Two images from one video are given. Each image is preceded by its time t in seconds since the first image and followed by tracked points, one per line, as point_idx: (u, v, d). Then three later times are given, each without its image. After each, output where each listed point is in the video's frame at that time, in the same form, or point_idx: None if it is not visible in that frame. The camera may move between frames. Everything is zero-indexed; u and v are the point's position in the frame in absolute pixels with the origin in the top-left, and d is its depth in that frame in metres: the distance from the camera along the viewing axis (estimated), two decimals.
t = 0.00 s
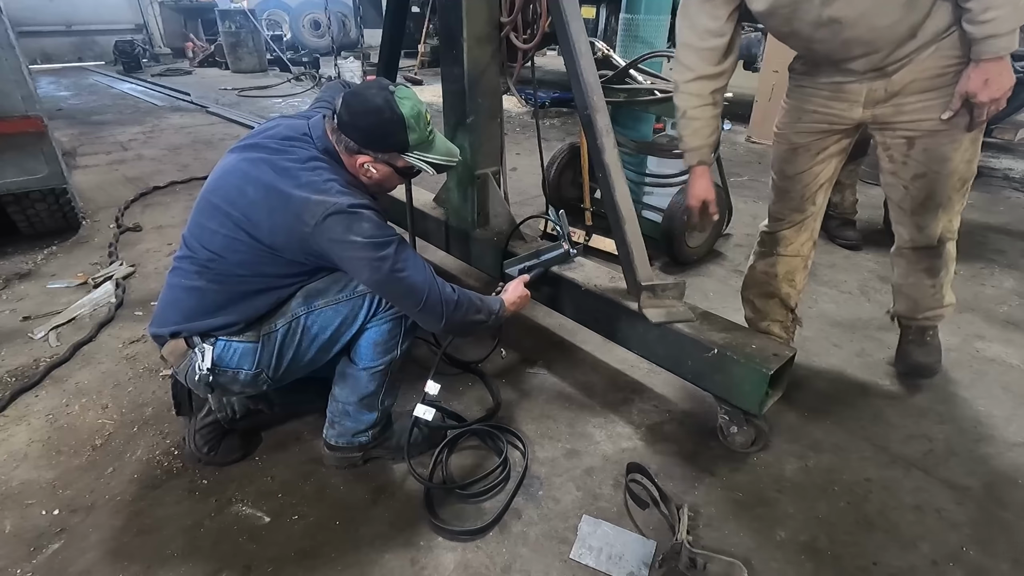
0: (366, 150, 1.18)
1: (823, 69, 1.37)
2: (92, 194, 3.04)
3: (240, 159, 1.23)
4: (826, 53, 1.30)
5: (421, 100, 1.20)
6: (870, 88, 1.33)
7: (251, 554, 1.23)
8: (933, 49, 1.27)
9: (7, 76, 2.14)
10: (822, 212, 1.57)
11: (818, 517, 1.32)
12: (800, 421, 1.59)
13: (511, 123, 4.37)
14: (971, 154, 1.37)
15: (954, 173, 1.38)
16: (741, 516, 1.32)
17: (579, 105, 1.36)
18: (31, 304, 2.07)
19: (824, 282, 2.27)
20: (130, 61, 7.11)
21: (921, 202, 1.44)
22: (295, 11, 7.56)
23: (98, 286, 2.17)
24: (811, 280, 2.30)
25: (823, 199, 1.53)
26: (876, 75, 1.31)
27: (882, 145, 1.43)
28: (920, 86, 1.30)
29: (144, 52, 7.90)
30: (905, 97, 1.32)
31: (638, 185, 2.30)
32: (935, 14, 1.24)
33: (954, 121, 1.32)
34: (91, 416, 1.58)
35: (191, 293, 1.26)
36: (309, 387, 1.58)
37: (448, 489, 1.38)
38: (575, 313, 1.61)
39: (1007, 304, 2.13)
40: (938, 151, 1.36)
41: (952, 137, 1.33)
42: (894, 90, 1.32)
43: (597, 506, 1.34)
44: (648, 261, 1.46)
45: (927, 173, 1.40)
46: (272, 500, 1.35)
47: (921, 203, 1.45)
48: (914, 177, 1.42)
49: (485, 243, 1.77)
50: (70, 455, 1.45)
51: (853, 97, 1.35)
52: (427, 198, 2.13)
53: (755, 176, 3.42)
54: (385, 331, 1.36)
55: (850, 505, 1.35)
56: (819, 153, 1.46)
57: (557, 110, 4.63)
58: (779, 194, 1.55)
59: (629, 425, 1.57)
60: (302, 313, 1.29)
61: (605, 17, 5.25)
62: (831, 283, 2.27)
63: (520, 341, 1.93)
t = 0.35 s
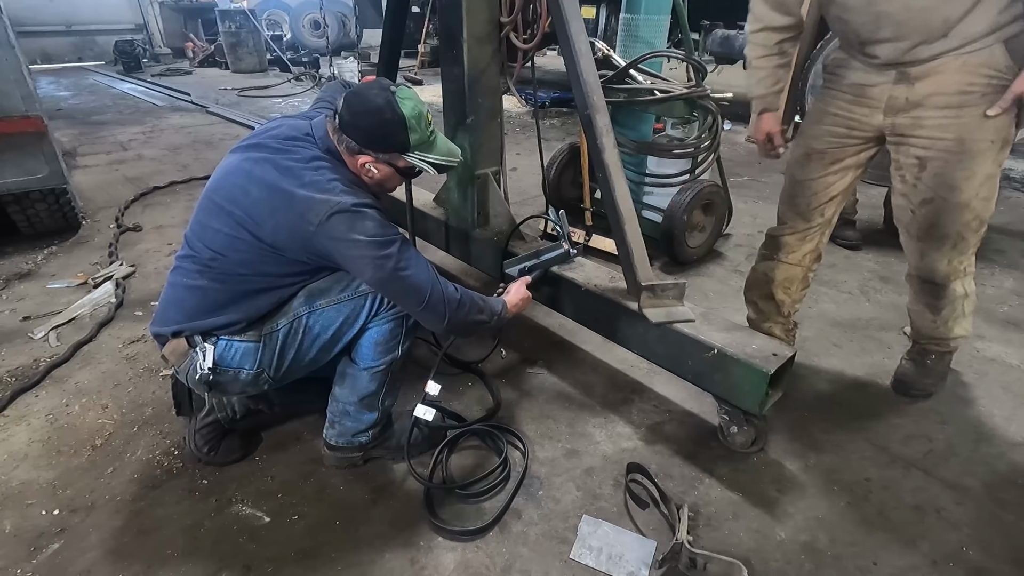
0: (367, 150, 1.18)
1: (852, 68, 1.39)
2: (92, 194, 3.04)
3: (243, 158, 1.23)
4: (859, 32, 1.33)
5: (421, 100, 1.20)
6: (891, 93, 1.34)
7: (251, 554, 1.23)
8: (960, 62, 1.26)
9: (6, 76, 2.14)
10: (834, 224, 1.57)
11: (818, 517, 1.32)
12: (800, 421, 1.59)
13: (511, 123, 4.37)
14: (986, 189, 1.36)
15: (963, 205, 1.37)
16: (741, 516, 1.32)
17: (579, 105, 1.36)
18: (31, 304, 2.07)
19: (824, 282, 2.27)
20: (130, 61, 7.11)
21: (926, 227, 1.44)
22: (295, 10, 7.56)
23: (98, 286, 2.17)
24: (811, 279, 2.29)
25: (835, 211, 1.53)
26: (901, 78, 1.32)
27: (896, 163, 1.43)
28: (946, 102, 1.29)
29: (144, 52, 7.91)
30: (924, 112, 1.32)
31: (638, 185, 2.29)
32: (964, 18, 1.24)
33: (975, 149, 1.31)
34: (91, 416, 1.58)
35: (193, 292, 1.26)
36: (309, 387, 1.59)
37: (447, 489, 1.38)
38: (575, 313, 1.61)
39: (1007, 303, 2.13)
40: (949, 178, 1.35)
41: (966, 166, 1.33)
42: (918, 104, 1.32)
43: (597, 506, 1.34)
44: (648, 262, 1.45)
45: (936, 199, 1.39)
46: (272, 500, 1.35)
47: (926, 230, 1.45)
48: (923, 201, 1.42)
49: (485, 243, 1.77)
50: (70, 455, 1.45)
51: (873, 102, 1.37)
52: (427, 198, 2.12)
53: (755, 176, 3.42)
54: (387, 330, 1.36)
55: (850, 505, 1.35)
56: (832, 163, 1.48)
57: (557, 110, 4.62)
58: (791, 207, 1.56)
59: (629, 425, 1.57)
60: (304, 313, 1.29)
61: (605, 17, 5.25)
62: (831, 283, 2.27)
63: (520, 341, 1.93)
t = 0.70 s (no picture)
0: (368, 151, 1.18)
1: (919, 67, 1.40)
2: (92, 194, 3.04)
3: (244, 159, 1.23)
4: (936, 18, 1.34)
5: (422, 101, 1.21)
6: (951, 101, 1.35)
7: (251, 553, 1.23)
8: None
9: (7, 76, 2.14)
10: (877, 233, 1.55)
11: (818, 517, 1.32)
12: (800, 421, 1.59)
13: (511, 123, 4.37)
14: None
15: (998, 222, 1.41)
16: (741, 516, 1.32)
17: (579, 105, 1.36)
18: (31, 304, 2.07)
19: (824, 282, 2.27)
20: (130, 61, 7.11)
21: (962, 238, 1.50)
22: (295, 11, 7.56)
23: (98, 286, 2.17)
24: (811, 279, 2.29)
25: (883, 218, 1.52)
26: (964, 84, 1.32)
27: (945, 174, 1.43)
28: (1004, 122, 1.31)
29: (144, 52, 7.92)
30: (982, 126, 1.33)
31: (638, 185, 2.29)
32: None
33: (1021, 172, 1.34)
34: (91, 416, 1.58)
35: (193, 293, 1.26)
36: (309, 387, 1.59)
37: (448, 490, 1.38)
38: (575, 313, 1.61)
39: (1007, 304, 2.13)
40: (987, 198, 1.40)
41: (1008, 188, 1.36)
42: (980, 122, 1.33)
43: (597, 506, 1.34)
44: (648, 262, 1.45)
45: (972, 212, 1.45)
46: (272, 500, 1.35)
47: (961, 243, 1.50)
48: (962, 214, 1.46)
49: (485, 243, 1.77)
50: (70, 455, 1.45)
51: (930, 109, 1.38)
52: (427, 198, 2.12)
53: (754, 176, 3.42)
54: (386, 331, 1.36)
55: (850, 505, 1.35)
56: (888, 167, 1.47)
57: (557, 110, 4.62)
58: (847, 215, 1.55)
59: (629, 425, 1.57)
60: (303, 313, 1.29)
61: (605, 17, 5.26)
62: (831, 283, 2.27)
63: (521, 341, 1.93)
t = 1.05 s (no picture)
0: (370, 151, 1.18)
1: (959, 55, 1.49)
2: (92, 194, 3.04)
3: (245, 158, 1.23)
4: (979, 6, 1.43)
5: (424, 101, 1.21)
6: (979, 90, 1.43)
7: (251, 553, 1.23)
8: None
9: (7, 76, 2.15)
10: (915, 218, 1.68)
11: (818, 517, 1.32)
12: (800, 421, 1.59)
13: (511, 123, 4.37)
14: None
15: (1004, 212, 1.43)
16: (741, 516, 1.32)
17: (580, 105, 1.36)
18: (31, 304, 2.07)
19: (825, 282, 2.27)
20: (130, 61, 7.11)
21: (967, 227, 1.52)
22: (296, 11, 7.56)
23: (98, 286, 2.17)
24: (812, 279, 2.29)
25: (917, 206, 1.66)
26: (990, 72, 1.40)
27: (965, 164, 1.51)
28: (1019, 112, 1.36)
29: (144, 52, 7.92)
30: (1000, 115, 1.40)
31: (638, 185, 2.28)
32: None
33: None
34: (91, 416, 1.58)
35: (193, 292, 1.26)
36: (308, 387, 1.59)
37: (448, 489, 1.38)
38: (575, 313, 1.61)
39: (1007, 304, 2.13)
40: (995, 186, 1.43)
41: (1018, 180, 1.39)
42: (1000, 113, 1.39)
43: (597, 506, 1.34)
44: (648, 262, 1.45)
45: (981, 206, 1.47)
46: (272, 500, 1.35)
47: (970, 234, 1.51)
48: (971, 201, 1.49)
49: (485, 243, 1.77)
50: (70, 455, 1.45)
51: (962, 98, 1.48)
52: (427, 198, 2.12)
53: (754, 176, 3.42)
54: (387, 331, 1.36)
55: (850, 505, 1.35)
56: (921, 156, 1.60)
57: (557, 110, 4.62)
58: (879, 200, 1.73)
59: (629, 425, 1.57)
60: (304, 313, 1.29)
61: (605, 17, 5.26)
62: (831, 283, 2.27)
63: (521, 341, 1.93)
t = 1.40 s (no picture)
0: (372, 151, 1.18)
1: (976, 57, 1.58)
2: (92, 194, 3.04)
3: (247, 158, 1.23)
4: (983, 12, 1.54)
5: (426, 101, 1.21)
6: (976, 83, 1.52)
7: (251, 553, 1.23)
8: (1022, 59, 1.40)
9: (7, 76, 2.15)
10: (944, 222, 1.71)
11: (818, 517, 1.32)
12: (800, 421, 1.59)
13: (511, 123, 4.37)
14: (1008, 190, 1.45)
15: (978, 195, 1.49)
16: (741, 516, 1.32)
17: (580, 105, 1.36)
18: (31, 304, 2.07)
19: (825, 282, 2.27)
20: (130, 61, 7.11)
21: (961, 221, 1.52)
22: (296, 11, 7.56)
23: (98, 286, 2.17)
24: (811, 280, 2.29)
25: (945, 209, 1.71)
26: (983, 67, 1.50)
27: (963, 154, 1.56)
28: (1003, 100, 1.42)
29: (144, 52, 7.93)
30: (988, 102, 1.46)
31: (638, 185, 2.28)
32: None
33: (1005, 146, 1.42)
34: (91, 416, 1.58)
35: (194, 293, 1.26)
36: (308, 387, 1.59)
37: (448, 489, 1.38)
38: (575, 313, 1.61)
39: (1007, 304, 2.13)
40: (971, 169, 1.49)
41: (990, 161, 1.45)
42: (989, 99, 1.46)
43: (597, 506, 1.34)
44: (648, 262, 1.45)
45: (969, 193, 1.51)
46: (272, 500, 1.35)
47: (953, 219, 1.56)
48: (959, 188, 1.51)
49: (485, 244, 1.77)
50: (70, 455, 1.45)
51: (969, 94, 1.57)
52: (427, 198, 2.12)
53: (754, 176, 3.42)
54: (388, 331, 1.36)
55: (850, 505, 1.35)
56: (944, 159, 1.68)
57: (557, 110, 4.63)
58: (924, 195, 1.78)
59: (629, 425, 1.57)
60: (305, 313, 1.29)
61: (605, 17, 5.26)
62: (831, 283, 2.27)
63: (521, 341, 1.93)
